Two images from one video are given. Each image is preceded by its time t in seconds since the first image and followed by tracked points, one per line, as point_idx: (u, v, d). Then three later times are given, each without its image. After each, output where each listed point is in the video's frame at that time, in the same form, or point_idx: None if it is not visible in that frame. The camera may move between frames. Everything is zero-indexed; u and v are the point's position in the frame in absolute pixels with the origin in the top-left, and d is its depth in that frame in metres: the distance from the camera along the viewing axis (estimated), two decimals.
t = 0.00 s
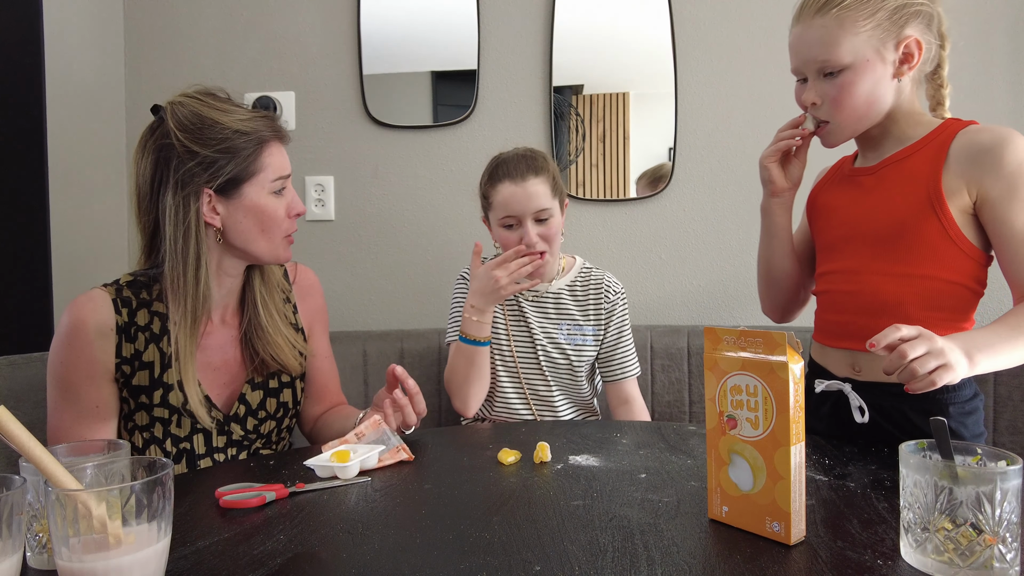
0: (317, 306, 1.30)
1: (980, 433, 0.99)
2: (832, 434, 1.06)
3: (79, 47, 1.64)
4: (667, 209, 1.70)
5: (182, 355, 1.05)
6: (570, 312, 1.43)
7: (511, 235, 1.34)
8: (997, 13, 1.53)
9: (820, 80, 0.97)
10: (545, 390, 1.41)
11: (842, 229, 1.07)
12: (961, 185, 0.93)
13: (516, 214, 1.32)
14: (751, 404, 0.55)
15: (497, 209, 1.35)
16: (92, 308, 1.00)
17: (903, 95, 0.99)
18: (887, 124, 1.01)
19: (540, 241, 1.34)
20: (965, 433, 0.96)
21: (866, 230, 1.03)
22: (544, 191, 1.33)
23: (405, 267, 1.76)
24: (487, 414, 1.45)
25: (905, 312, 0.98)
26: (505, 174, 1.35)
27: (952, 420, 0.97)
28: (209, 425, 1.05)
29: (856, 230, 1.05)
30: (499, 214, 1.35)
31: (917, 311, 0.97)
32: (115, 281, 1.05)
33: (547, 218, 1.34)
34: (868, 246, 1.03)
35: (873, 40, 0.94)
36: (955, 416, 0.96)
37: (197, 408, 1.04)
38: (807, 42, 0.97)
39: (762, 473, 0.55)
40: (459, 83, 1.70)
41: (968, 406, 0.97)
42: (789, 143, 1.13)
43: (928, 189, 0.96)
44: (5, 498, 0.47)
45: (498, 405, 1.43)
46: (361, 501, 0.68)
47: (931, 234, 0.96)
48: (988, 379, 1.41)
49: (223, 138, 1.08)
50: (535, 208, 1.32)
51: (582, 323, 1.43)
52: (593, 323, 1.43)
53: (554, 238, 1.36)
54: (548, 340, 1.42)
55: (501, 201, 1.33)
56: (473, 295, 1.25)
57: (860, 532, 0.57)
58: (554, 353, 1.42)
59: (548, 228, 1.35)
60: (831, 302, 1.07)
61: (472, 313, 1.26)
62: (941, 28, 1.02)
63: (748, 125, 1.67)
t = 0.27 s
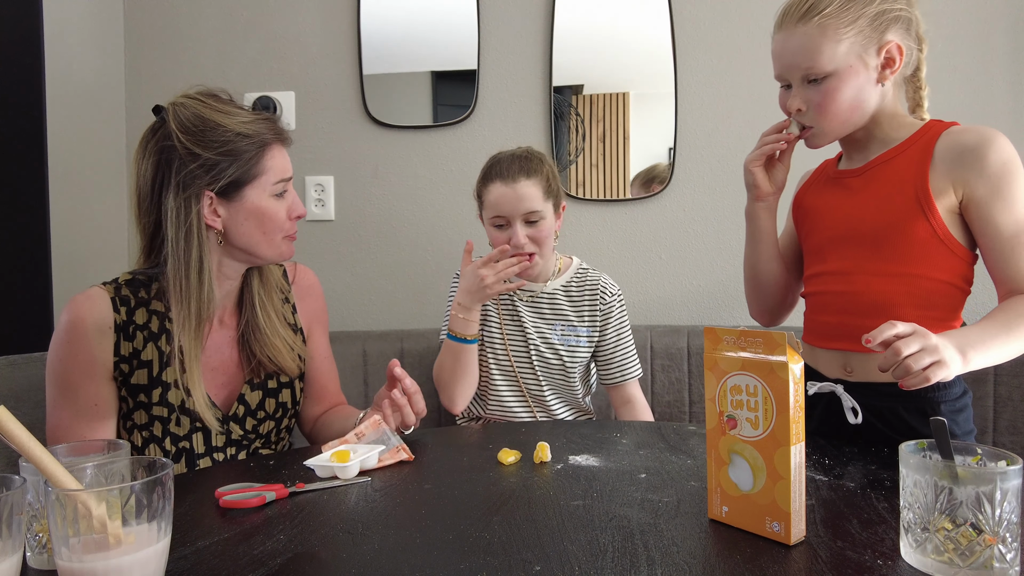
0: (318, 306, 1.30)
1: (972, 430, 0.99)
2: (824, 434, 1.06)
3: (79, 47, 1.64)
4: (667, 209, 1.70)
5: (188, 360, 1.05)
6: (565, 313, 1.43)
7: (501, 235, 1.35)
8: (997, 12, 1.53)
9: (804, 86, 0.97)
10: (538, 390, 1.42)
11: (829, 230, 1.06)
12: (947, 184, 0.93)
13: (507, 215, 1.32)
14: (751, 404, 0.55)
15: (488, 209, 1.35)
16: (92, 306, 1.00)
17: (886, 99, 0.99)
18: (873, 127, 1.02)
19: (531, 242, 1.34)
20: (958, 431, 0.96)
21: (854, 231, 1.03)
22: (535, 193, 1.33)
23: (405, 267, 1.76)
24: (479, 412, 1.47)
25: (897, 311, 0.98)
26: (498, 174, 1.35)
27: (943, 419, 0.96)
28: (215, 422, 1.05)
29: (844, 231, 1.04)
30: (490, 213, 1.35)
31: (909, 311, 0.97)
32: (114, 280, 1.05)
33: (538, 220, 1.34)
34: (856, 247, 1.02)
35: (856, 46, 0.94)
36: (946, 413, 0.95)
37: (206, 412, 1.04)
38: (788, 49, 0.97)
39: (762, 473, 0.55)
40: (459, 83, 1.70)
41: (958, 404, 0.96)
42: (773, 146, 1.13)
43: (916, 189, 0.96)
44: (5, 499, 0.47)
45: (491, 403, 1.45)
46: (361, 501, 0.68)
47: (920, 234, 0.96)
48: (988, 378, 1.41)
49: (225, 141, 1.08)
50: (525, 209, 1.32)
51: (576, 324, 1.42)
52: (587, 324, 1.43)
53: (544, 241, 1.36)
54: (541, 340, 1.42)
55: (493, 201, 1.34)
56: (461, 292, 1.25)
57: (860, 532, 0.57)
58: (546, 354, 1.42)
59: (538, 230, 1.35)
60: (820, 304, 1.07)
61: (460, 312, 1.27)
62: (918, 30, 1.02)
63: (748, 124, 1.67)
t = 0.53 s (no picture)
0: (319, 306, 1.30)
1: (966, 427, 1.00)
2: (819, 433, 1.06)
3: (79, 47, 1.64)
4: (667, 209, 1.70)
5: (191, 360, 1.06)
6: (557, 313, 1.43)
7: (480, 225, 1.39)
8: (997, 13, 1.53)
9: (791, 89, 0.96)
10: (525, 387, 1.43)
11: (820, 231, 1.06)
12: (935, 183, 0.94)
13: (483, 205, 1.37)
14: (751, 404, 0.55)
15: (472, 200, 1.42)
16: (92, 307, 1.00)
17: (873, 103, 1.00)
18: (859, 130, 1.02)
19: (506, 235, 1.36)
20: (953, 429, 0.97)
21: (846, 231, 1.02)
22: (511, 186, 1.36)
23: (405, 267, 1.76)
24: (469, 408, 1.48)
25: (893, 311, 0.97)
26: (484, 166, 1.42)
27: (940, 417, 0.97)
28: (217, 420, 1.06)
29: (835, 232, 1.04)
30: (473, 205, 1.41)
31: (904, 311, 0.97)
32: (114, 280, 1.05)
33: (514, 214, 1.37)
34: (848, 247, 1.02)
35: (842, 49, 0.94)
36: (942, 412, 0.96)
37: (209, 410, 1.04)
38: (773, 52, 0.97)
39: (763, 473, 0.55)
40: (459, 83, 1.70)
41: (952, 402, 0.98)
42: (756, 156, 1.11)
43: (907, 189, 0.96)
44: (5, 499, 0.47)
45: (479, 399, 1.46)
46: (361, 501, 0.68)
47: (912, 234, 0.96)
48: (988, 378, 1.40)
49: (226, 142, 1.08)
50: (499, 201, 1.36)
51: (566, 324, 1.43)
52: (578, 325, 1.43)
53: (521, 237, 1.37)
54: (530, 338, 1.43)
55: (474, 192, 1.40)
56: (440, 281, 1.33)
57: (861, 532, 0.57)
58: (534, 352, 1.42)
59: (514, 224, 1.36)
60: (812, 306, 1.06)
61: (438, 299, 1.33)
62: (903, 33, 1.03)
63: (748, 124, 1.67)
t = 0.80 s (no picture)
0: (318, 306, 1.30)
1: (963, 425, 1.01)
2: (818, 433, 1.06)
3: (79, 47, 1.64)
4: (667, 209, 1.70)
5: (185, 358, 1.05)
6: (557, 311, 1.43)
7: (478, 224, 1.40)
8: (997, 13, 1.53)
9: (786, 81, 0.95)
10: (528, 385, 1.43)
11: (816, 231, 1.06)
12: (933, 182, 0.94)
13: (480, 204, 1.38)
14: (751, 404, 0.55)
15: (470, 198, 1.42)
16: (90, 307, 1.00)
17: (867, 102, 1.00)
18: (853, 128, 1.01)
19: (503, 234, 1.37)
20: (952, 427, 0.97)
21: (843, 232, 1.02)
22: (509, 186, 1.36)
23: (405, 267, 1.76)
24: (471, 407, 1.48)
25: (891, 311, 0.97)
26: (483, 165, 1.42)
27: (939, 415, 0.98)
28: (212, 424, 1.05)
29: (832, 232, 1.04)
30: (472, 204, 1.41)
31: (902, 311, 0.97)
32: (112, 280, 1.05)
33: (511, 214, 1.37)
34: (845, 247, 1.02)
35: (838, 44, 0.94)
36: (940, 411, 0.97)
37: (201, 411, 1.04)
38: (769, 44, 0.96)
39: (762, 473, 0.55)
40: (459, 83, 1.70)
41: (949, 401, 0.99)
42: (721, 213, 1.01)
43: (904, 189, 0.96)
44: (5, 499, 0.47)
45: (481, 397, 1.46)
46: (361, 501, 0.68)
47: (909, 234, 0.96)
48: (989, 378, 1.40)
49: (224, 142, 1.09)
50: (496, 200, 1.36)
51: (566, 322, 1.43)
52: (578, 323, 1.43)
53: (518, 237, 1.37)
54: (531, 335, 1.43)
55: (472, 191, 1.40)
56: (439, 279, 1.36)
57: (860, 532, 0.57)
58: (536, 349, 1.43)
59: (511, 223, 1.37)
60: (809, 306, 1.06)
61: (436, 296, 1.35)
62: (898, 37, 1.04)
63: (748, 124, 1.66)
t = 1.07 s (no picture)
0: (317, 307, 1.30)
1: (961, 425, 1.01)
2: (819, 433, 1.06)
3: (79, 47, 1.64)
4: (667, 209, 1.70)
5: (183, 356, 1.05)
6: (558, 309, 1.43)
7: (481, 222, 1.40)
8: (996, 12, 1.53)
9: (788, 78, 0.95)
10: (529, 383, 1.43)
11: (816, 230, 1.06)
12: (935, 182, 0.94)
13: (484, 202, 1.38)
14: (751, 404, 0.55)
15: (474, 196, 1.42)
16: (90, 307, 1.00)
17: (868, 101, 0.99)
18: (853, 127, 1.01)
19: (506, 232, 1.37)
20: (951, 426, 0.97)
21: (843, 231, 1.02)
22: (513, 185, 1.36)
23: (405, 267, 1.76)
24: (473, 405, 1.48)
25: (891, 311, 0.97)
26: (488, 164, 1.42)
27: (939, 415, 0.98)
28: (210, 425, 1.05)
29: (832, 232, 1.03)
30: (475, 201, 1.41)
31: (902, 310, 0.97)
32: (112, 281, 1.05)
33: (514, 212, 1.37)
34: (845, 247, 1.02)
35: (841, 41, 0.94)
36: (940, 410, 0.97)
37: (200, 412, 1.04)
38: (773, 39, 0.96)
39: (762, 473, 0.55)
40: (459, 82, 1.70)
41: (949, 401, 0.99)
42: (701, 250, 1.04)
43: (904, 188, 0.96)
44: (5, 499, 0.47)
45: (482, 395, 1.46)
46: (361, 501, 0.68)
47: (909, 233, 0.96)
48: (989, 378, 1.40)
49: (223, 142, 1.09)
50: (500, 198, 1.36)
51: (567, 321, 1.43)
52: (580, 321, 1.43)
53: (521, 235, 1.37)
54: (532, 333, 1.43)
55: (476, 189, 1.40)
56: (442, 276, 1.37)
57: (860, 531, 0.57)
58: (537, 347, 1.43)
59: (513, 222, 1.37)
60: (809, 306, 1.05)
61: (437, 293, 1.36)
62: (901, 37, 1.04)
63: (747, 124, 1.66)
